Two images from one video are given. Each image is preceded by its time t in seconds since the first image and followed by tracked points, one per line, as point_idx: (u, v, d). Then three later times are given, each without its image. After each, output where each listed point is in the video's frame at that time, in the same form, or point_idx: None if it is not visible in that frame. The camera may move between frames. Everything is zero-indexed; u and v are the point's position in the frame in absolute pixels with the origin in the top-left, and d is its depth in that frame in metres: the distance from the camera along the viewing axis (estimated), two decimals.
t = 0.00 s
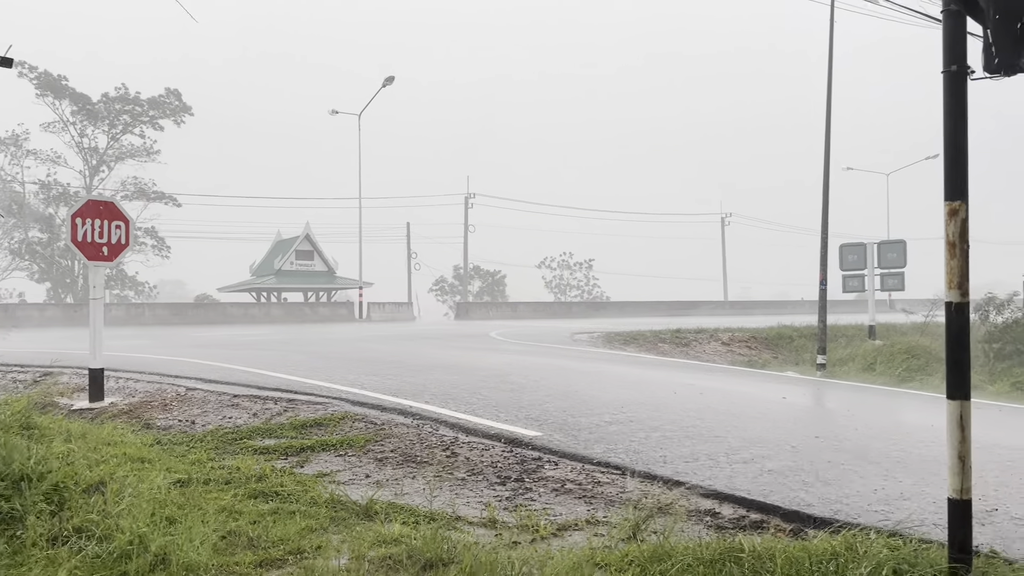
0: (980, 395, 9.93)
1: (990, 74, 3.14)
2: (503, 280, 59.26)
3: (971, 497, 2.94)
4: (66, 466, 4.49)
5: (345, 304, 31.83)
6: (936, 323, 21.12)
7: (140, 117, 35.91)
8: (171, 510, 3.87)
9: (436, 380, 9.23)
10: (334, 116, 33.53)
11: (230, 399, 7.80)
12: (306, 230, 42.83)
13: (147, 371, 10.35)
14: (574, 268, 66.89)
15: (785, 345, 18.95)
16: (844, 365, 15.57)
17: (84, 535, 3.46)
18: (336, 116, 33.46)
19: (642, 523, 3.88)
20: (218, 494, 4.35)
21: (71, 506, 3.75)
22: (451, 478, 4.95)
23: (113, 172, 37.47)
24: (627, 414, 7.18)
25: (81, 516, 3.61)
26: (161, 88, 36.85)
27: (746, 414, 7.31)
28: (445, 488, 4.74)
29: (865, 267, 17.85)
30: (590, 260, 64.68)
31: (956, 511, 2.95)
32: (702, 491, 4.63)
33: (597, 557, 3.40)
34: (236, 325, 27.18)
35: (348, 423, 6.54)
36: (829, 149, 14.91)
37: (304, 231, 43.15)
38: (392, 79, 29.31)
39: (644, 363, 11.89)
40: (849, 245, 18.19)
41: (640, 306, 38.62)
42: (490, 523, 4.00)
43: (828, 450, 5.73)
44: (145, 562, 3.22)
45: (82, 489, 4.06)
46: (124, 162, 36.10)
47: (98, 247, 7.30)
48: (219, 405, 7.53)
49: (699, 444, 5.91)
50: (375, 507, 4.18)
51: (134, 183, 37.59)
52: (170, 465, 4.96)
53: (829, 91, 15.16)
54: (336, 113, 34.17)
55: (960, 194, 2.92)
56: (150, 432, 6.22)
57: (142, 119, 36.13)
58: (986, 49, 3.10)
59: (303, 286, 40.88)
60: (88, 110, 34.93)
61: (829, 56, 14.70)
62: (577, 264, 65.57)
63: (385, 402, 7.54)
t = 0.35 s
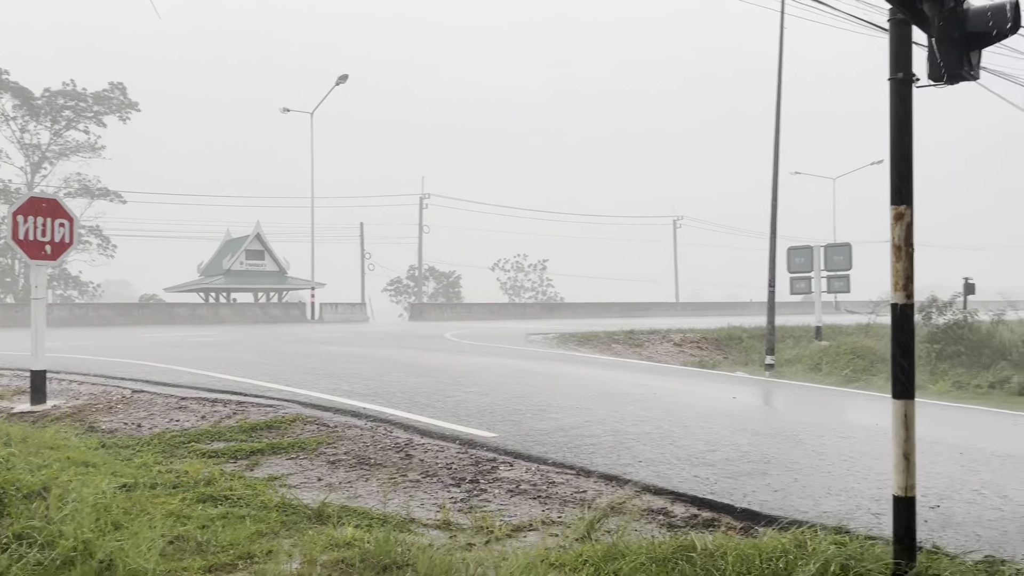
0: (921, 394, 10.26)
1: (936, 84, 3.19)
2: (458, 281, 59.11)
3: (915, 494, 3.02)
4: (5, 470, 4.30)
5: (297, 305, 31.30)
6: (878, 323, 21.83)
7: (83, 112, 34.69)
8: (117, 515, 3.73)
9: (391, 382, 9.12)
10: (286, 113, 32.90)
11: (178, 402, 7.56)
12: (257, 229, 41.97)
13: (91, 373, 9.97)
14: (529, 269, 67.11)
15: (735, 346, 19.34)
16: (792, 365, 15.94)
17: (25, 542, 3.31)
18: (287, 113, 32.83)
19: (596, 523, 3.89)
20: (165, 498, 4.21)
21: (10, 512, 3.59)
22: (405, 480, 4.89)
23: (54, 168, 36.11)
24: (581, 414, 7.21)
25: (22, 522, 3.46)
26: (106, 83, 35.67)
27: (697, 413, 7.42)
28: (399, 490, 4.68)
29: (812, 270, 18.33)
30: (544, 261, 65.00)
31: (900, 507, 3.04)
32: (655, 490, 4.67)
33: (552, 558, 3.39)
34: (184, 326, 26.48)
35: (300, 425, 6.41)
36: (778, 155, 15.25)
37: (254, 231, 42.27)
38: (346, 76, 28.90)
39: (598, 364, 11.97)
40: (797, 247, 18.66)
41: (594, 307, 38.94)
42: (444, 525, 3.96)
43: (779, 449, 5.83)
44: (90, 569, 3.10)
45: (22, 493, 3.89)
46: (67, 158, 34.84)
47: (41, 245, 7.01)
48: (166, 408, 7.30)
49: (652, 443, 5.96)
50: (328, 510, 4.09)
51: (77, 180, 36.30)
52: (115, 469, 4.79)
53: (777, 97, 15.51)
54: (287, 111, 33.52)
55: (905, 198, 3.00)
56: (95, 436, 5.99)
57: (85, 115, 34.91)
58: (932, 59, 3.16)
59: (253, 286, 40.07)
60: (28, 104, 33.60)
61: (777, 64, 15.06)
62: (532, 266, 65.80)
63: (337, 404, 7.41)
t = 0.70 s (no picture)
0: (863, 393, 10.58)
1: (881, 89, 3.28)
2: (411, 281, 58.63)
3: (860, 491, 3.11)
4: None
5: (245, 304, 30.58)
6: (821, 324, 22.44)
7: (20, 104, 33.28)
8: (56, 520, 3.58)
9: (342, 382, 8.98)
10: (235, 109, 32.12)
11: (120, 403, 7.30)
12: (203, 227, 40.90)
13: (26, 374, 9.55)
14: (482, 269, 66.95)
15: (685, 346, 19.64)
16: (739, 365, 16.25)
17: None
18: (236, 109, 32.04)
19: (549, 522, 3.90)
20: (107, 502, 4.06)
21: None
22: (356, 482, 4.81)
23: None
24: (533, 413, 7.22)
25: None
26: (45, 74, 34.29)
27: (649, 412, 7.50)
28: (350, 492, 4.60)
29: (759, 271, 18.74)
30: (497, 261, 65.10)
31: (846, 504, 3.12)
32: (607, 489, 4.71)
33: (504, 557, 3.38)
34: (126, 326, 25.61)
35: (248, 427, 6.25)
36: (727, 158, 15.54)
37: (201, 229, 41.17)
38: (296, 72, 28.33)
39: (551, 364, 12.00)
40: (745, 249, 19.05)
41: (547, 307, 39.09)
42: (396, 527, 3.91)
43: (729, 447, 5.93)
44: None
45: None
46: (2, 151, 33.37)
47: None
48: (107, 409, 7.04)
49: (604, 443, 6.00)
50: (276, 513, 4.00)
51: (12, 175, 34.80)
52: (54, 472, 4.59)
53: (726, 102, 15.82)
54: (235, 106, 32.66)
55: (851, 201, 3.08)
56: (31, 438, 5.73)
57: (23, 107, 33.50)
58: (877, 65, 3.25)
59: (200, 286, 39.03)
60: None
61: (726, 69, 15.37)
62: (485, 266, 65.72)
63: (286, 405, 7.26)
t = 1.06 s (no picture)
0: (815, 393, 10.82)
1: (834, 93, 3.34)
2: (369, 281, 58.08)
3: (812, 488, 3.16)
4: None
5: (198, 305, 29.87)
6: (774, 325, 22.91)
7: None
8: None
9: (298, 383, 8.83)
10: (188, 105, 31.37)
11: (68, 405, 7.06)
12: (154, 225, 39.86)
13: None
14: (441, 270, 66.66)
15: (643, 346, 19.84)
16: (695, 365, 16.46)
17: None
18: (189, 104, 31.28)
19: (507, 523, 3.87)
20: (51, 507, 3.90)
21: None
22: (311, 485, 4.72)
23: None
24: (492, 414, 7.19)
25: None
26: None
27: (607, 412, 7.54)
28: (305, 494, 4.51)
29: (715, 272, 19.03)
30: (456, 262, 64.89)
31: (798, 501, 3.17)
32: (566, 489, 4.70)
33: (462, 559, 3.35)
34: (71, 326, 24.78)
35: (199, 429, 6.09)
36: (684, 161, 15.74)
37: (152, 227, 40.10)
38: (251, 69, 27.79)
39: (510, 364, 11.99)
40: (701, 250, 19.33)
41: (506, 308, 39.11)
42: (352, 530, 3.85)
43: (684, 446, 5.99)
44: None
45: None
46: None
47: None
48: (53, 411, 6.79)
49: (563, 443, 6.00)
50: (229, 517, 3.89)
51: None
52: None
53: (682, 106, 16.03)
54: (187, 102, 31.86)
55: (804, 203, 3.13)
56: None
57: None
58: (830, 68, 3.31)
59: (150, 285, 38.01)
60: None
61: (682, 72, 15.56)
62: (444, 266, 65.46)
63: (240, 407, 7.09)
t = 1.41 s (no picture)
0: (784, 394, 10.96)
1: (803, 97, 3.38)
2: (339, 284, 57.58)
3: (781, 489, 3.19)
4: None
5: (164, 307, 29.31)
6: (742, 328, 23.19)
7: None
8: None
9: (266, 387, 8.70)
10: (154, 105, 30.80)
11: (30, 409, 6.87)
12: (119, 227, 39.06)
13: None
14: (412, 272, 66.33)
15: (615, 349, 19.96)
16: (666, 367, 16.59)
17: None
18: (155, 104, 30.72)
19: (478, 526, 3.85)
20: (11, 514, 3.79)
21: None
22: (280, 489, 4.64)
23: None
24: (463, 417, 7.16)
25: None
26: None
27: (578, 414, 7.55)
28: (274, 499, 4.44)
29: (684, 275, 19.19)
30: (427, 264, 64.67)
31: (768, 503, 3.20)
32: (537, 492, 4.70)
33: (433, 562, 3.32)
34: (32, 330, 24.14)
35: (165, 434, 5.96)
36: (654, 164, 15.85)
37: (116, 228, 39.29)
38: (219, 68, 27.37)
39: (481, 367, 11.96)
40: (671, 253, 19.48)
41: (478, 311, 39.05)
42: (321, 535, 3.79)
43: (655, 448, 6.02)
44: None
45: None
46: None
47: None
48: (13, 416, 6.60)
49: (534, 445, 5.99)
50: (196, 522, 3.81)
51: None
52: None
53: (653, 109, 16.15)
54: (154, 101, 31.28)
55: (773, 207, 3.16)
56: None
57: None
58: (800, 73, 3.36)
59: (115, 288, 37.24)
60: None
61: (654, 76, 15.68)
62: (415, 269, 65.17)
63: (207, 411, 6.96)
